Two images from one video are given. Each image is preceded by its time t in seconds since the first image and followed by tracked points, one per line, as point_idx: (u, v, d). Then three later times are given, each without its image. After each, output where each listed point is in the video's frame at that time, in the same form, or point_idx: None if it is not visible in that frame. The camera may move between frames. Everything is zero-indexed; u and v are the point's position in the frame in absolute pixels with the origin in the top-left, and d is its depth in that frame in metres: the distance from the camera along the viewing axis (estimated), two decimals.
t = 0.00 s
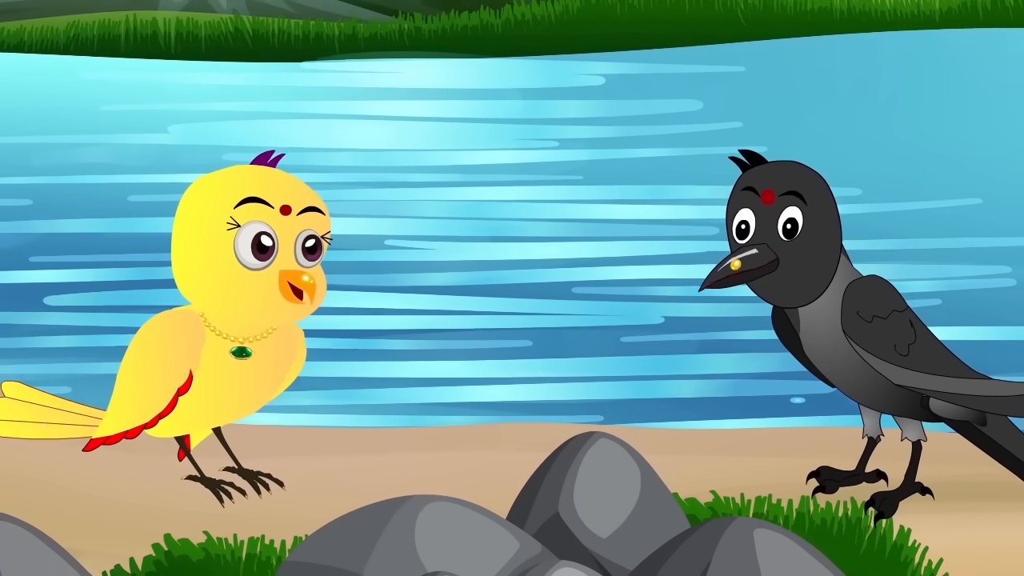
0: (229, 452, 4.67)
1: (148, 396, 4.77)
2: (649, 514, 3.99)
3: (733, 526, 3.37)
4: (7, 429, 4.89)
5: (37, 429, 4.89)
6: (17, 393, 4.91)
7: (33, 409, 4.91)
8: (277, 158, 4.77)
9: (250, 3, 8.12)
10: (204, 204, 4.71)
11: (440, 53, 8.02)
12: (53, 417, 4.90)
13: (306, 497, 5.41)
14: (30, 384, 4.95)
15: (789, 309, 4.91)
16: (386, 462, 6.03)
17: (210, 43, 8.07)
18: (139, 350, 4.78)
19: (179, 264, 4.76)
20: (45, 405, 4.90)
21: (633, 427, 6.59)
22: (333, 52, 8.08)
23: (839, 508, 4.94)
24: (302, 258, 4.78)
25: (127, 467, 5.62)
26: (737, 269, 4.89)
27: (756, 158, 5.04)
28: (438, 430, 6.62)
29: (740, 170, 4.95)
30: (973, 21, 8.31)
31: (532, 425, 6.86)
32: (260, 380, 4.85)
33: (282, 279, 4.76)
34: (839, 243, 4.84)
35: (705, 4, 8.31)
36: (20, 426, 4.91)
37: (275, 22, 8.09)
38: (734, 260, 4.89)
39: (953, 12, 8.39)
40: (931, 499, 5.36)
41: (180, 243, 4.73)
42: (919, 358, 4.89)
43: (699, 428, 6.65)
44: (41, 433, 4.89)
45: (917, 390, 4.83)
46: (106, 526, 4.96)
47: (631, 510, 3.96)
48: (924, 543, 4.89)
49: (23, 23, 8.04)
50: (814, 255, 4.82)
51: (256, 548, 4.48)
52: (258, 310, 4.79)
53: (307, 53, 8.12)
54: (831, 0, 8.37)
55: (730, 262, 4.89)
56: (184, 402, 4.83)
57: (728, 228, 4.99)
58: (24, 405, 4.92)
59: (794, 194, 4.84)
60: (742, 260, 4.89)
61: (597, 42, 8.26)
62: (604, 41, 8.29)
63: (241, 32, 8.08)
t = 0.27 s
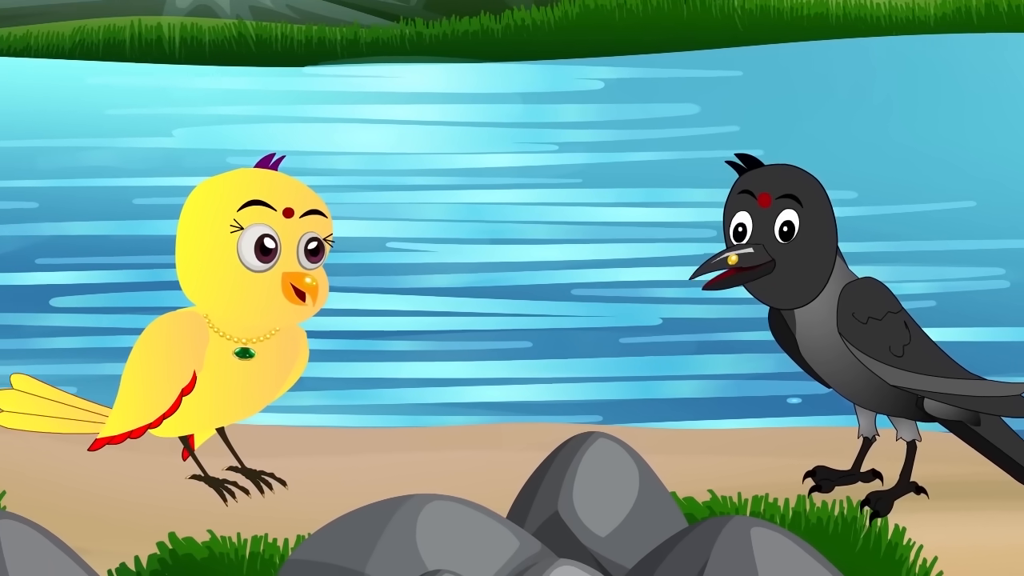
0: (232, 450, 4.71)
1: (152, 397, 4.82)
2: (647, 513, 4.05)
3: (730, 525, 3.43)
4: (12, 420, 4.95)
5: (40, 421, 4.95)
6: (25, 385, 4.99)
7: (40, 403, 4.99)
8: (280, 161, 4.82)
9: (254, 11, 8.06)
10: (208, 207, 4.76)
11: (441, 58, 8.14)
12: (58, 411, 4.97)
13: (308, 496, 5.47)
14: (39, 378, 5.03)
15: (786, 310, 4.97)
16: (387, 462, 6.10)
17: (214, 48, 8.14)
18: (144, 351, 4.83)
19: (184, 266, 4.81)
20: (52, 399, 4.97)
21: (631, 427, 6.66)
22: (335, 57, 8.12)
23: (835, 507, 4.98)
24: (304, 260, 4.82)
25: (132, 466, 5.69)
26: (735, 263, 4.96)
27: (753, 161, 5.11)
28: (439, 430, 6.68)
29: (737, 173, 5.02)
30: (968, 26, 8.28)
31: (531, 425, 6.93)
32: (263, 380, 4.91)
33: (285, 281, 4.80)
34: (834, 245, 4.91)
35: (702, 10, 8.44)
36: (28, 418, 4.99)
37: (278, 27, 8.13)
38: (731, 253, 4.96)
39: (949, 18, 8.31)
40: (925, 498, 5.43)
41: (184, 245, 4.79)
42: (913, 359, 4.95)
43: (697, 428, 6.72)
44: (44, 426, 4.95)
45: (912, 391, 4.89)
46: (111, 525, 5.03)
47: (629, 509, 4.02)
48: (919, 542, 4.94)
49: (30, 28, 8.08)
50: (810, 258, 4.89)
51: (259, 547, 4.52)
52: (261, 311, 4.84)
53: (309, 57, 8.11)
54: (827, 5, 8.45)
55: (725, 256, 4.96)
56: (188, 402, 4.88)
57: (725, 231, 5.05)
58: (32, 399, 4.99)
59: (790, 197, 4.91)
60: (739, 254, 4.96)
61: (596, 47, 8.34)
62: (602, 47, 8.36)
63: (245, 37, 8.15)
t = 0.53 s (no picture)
0: (235, 449, 4.71)
1: (157, 397, 4.88)
2: (645, 511, 4.12)
3: (727, 524, 3.50)
4: (19, 404, 4.99)
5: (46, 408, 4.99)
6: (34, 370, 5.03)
7: (47, 391, 5.03)
8: (283, 164, 4.87)
9: (257, 15, 8.20)
10: (211, 209, 4.81)
11: (443, 62, 8.24)
12: (65, 401, 5.02)
13: (311, 495, 5.54)
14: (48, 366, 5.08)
15: (782, 312, 5.02)
16: (390, 461, 6.16)
17: (218, 52, 8.27)
18: (149, 351, 4.88)
19: (187, 267, 4.86)
20: (60, 387, 5.02)
21: (630, 426, 6.73)
22: (337, 61, 8.27)
23: (831, 506, 5.04)
24: (308, 262, 4.88)
25: (137, 464, 5.76)
26: (732, 264, 5.00)
27: (750, 164, 5.17)
28: (441, 430, 6.75)
29: (734, 176, 5.07)
30: (962, 30, 8.46)
31: (532, 424, 7.00)
32: (266, 380, 4.96)
33: (288, 283, 4.86)
34: (830, 247, 4.97)
35: (700, 15, 8.53)
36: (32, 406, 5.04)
37: (281, 31, 8.25)
38: (729, 254, 5.01)
39: (943, 23, 8.49)
40: (921, 497, 5.50)
41: (188, 247, 4.84)
42: (908, 360, 5.01)
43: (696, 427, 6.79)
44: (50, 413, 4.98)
45: (907, 391, 4.95)
46: (117, 523, 5.10)
47: (627, 508, 4.08)
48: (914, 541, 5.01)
49: (35, 33, 8.07)
50: (807, 259, 4.95)
51: (262, 545, 4.55)
52: (265, 313, 4.88)
53: (311, 62, 8.25)
54: (823, 10, 8.53)
55: (723, 256, 5.01)
56: (192, 402, 4.94)
57: (723, 233, 5.11)
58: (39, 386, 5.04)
59: (787, 200, 4.97)
60: (736, 256, 5.02)
61: (594, 52, 8.38)
62: (596, 51, 8.38)
63: (249, 41, 8.24)
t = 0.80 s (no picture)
0: (239, 449, 4.74)
1: (161, 397, 4.92)
2: (643, 510, 4.18)
3: (724, 522, 3.55)
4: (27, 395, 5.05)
5: (54, 402, 5.05)
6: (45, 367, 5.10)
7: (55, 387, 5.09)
8: (286, 167, 4.91)
9: (262, 21, 8.35)
10: (215, 213, 4.85)
11: (444, 67, 8.36)
12: (72, 397, 5.08)
13: (313, 494, 5.61)
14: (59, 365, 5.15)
15: (778, 313, 5.09)
16: (390, 461, 6.23)
17: (221, 57, 8.31)
18: (154, 352, 4.93)
19: (191, 269, 4.90)
20: (69, 384, 5.08)
21: (629, 427, 6.80)
22: (339, 65, 8.26)
23: (827, 505, 5.10)
24: (310, 264, 4.92)
25: (141, 464, 5.82)
26: (729, 275, 5.06)
27: (747, 169, 5.23)
28: (441, 430, 6.81)
29: (731, 180, 5.14)
30: (957, 35, 8.68)
31: (532, 424, 7.06)
32: (269, 380, 5.01)
33: (290, 284, 4.90)
34: (826, 250, 5.02)
35: (698, 21, 8.60)
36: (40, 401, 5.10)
37: (284, 37, 8.33)
38: (726, 266, 5.07)
39: (938, 28, 8.71)
40: (916, 496, 5.56)
41: (192, 250, 4.88)
42: (904, 360, 5.05)
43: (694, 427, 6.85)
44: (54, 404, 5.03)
45: (904, 391, 4.99)
46: (122, 522, 5.16)
47: (626, 507, 4.14)
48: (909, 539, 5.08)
49: (41, 38, 8.22)
50: (803, 261, 5.00)
51: (265, 543, 4.63)
52: (268, 314, 4.93)
53: (315, 66, 8.25)
54: (819, 16, 8.66)
55: (720, 268, 5.08)
56: (196, 403, 4.98)
57: (720, 237, 5.17)
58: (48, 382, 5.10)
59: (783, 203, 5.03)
60: (733, 266, 5.07)
61: (594, 57, 8.45)
62: (594, 56, 8.45)
63: (251, 46, 8.33)
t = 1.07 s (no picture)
0: (242, 448, 4.81)
1: (165, 398, 4.98)
2: (642, 509, 4.24)
3: (721, 521, 3.62)
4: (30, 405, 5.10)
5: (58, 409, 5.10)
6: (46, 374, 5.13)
7: (58, 394, 5.14)
8: (289, 170, 4.92)
9: (264, 25, 8.53)
10: (218, 215, 4.87)
11: (444, 71, 8.46)
12: (75, 404, 5.14)
13: (315, 493, 5.67)
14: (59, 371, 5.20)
15: (776, 314, 5.13)
16: (391, 460, 6.29)
17: (225, 62, 8.47)
18: (159, 353, 4.99)
19: (195, 271, 4.93)
20: (71, 390, 5.14)
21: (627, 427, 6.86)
22: (342, 70, 8.43)
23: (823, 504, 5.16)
24: (312, 266, 4.93)
25: (145, 463, 5.89)
26: (727, 269, 5.09)
27: (745, 171, 5.26)
28: (441, 430, 6.88)
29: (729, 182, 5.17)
30: (952, 40, 8.84)
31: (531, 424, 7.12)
32: (272, 380, 5.05)
33: (293, 286, 4.92)
34: (823, 251, 5.08)
35: (695, 26, 8.68)
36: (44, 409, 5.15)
37: (287, 41, 8.45)
38: (723, 259, 5.10)
39: (933, 33, 8.89)
40: (910, 495, 5.63)
41: (195, 251, 4.91)
42: (897, 363, 5.11)
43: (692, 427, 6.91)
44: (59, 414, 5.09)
45: (896, 394, 5.06)
46: (127, 521, 5.23)
47: (624, 506, 4.21)
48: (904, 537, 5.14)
49: (47, 43, 8.38)
50: (800, 263, 5.05)
51: (267, 542, 4.69)
52: (271, 316, 4.96)
53: (318, 70, 8.40)
54: (816, 21, 8.77)
55: (718, 262, 5.09)
56: (200, 403, 5.03)
57: (718, 237, 5.19)
58: (50, 389, 5.15)
59: (780, 206, 5.07)
60: (731, 261, 5.09)
61: (595, 61, 8.59)
62: (594, 60, 8.59)
63: (255, 51, 8.45)
